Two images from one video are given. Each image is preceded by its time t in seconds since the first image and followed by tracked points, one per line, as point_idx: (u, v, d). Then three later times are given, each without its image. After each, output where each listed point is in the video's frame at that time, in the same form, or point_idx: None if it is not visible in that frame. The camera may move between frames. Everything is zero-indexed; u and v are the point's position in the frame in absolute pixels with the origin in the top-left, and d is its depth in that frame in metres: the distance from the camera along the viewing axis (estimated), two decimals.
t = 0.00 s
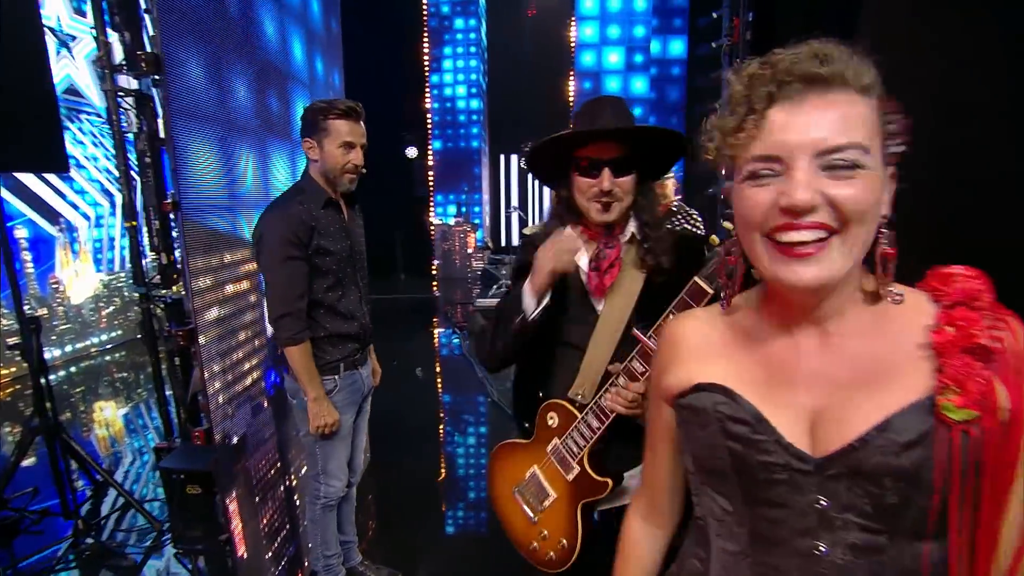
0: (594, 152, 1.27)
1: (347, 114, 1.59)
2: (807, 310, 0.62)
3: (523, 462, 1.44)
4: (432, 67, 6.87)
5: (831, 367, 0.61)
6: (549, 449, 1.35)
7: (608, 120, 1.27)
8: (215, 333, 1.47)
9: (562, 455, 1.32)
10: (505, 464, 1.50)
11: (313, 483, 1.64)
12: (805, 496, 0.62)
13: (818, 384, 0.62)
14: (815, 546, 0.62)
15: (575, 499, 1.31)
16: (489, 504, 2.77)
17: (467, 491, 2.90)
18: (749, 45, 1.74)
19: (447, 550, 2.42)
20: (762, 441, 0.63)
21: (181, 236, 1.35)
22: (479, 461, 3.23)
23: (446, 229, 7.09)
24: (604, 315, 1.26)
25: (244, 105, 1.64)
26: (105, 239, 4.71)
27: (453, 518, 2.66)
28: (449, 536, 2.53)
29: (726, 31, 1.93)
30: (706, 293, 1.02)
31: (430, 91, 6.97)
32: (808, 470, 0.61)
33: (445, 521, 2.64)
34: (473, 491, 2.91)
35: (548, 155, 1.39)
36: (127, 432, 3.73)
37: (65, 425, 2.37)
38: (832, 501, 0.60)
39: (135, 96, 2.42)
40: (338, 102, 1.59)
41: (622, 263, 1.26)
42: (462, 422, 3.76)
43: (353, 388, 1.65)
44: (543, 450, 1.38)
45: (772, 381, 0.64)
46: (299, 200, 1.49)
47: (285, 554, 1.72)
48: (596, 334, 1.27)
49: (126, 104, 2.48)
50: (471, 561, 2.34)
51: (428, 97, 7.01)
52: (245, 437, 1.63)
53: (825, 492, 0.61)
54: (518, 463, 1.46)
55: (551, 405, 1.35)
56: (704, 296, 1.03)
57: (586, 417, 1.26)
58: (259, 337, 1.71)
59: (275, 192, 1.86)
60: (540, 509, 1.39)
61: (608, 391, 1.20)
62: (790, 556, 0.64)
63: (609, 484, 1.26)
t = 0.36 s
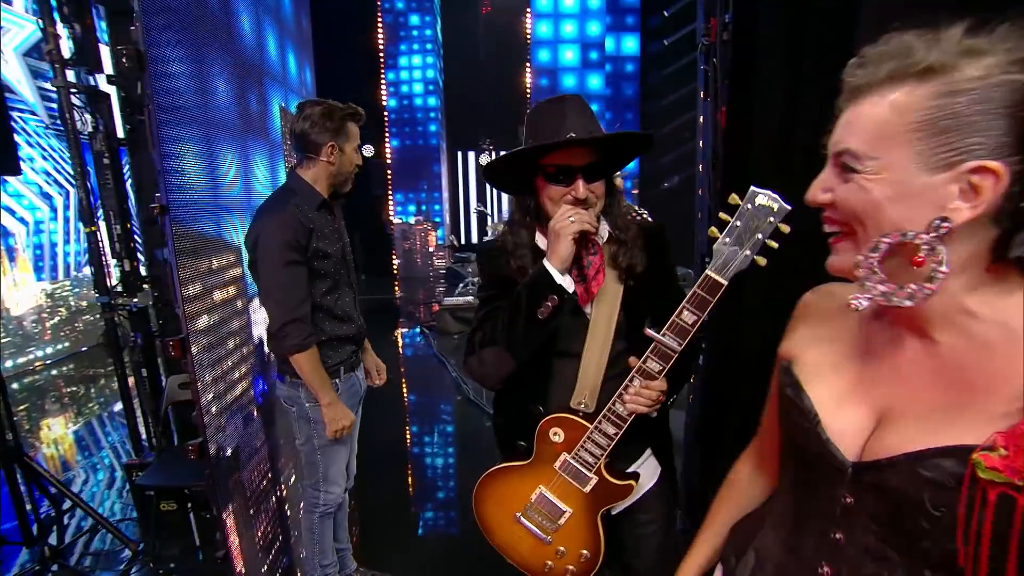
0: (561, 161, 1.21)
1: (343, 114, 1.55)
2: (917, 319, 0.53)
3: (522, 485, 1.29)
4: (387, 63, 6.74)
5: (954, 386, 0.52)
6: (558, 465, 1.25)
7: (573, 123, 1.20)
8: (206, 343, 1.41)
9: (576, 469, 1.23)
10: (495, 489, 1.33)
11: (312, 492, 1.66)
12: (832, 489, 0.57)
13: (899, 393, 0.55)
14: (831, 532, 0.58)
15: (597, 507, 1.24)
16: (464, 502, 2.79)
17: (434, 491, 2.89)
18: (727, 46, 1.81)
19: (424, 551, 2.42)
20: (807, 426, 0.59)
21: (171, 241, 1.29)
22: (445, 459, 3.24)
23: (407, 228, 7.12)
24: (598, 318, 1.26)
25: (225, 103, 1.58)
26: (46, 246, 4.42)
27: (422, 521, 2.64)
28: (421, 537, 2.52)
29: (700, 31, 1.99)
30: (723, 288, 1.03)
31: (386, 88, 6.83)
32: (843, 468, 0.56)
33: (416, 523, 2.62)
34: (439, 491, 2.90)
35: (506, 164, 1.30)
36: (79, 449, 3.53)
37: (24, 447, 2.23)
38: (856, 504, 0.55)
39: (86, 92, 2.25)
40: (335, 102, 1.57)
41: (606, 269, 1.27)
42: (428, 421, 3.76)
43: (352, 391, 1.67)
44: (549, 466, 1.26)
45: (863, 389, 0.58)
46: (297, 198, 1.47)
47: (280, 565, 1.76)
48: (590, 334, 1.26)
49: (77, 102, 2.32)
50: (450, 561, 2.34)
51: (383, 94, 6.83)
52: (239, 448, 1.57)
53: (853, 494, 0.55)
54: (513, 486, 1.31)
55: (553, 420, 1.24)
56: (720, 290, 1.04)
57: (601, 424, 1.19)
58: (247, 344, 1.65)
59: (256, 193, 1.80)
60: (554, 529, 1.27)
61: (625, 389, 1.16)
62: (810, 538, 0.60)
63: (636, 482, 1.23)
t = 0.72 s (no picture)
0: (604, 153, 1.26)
1: (342, 109, 1.65)
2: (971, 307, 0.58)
3: (552, 475, 1.36)
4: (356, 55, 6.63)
5: (980, 361, 0.59)
6: (586, 453, 1.31)
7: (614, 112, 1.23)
8: (206, 339, 1.40)
9: (603, 456, 1.29)
10: (530, 482, 1.40)
11: (310, 488, 1.66)
12: (897, 483, 0.64)
13: (949, 383, 0.60)
14: (896, 528, 0.66)
15: (625, 494, 1.29)
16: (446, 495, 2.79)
17: (409, 486, 2.89)
18: (710, 43, 1.86)
19: (409, 545, 2.41)
20: (862, 426, 0.65)
21: (171, 237, 1.27)
22: (421, 454, 3.23)
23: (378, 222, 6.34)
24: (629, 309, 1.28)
25: (218, 96, 1.56)
26: None
27: (403, 514, 2.64)
28: (405, 533, 2.51)
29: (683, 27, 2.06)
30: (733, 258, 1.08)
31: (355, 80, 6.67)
32: (905, 459, 0.63)
33: (393, 519, 2.61)
34: (414, 484, 2.91)
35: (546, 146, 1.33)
36: (43, 457, 3.40)
37: None
38: (925, 491, 0.62)
39: (55, 82, 2.18)
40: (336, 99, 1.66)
41: (645, 261, 1.28)
42: (402, 416, 3.75)
43: (347, 386, 1.70)
44: (578, 455, 1.32)
45: (913, 376, 0.63)
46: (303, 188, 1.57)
47: (279, 562, 1.75)
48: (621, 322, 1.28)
49: (46, 93, 2.24)
50: (438, 554, 2.35)
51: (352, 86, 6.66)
52: (238, 446, 1.55)
53: (919, 483, 0.62)
54: (547, 478, 1.38)
55: (578, 408, 1.30)
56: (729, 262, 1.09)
57: (624, 408, 1.24)
58: (243, 339, 1.64)
59: (248, 188, 1.78)
60: (586, 518, 1.33)
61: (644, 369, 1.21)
62: (868, 529, 0.68)
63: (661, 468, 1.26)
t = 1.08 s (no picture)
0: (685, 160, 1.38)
1: (345, 107, 1.69)
2: None
3: (605, 448, 1.65)
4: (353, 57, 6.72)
5: None
6: (627, 433, 1.54)
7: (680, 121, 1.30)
8: (220, 337, 1.41)
9: (637, 438, 1.48)
10: (594, 451, 1.72)
11: (325, 485, 1.74)
12: None
13: None
14: None
15: (650, 483, 1.44)
16: (445, 494, 2.80)
17: (410, 484, 2.91)
18: (711, 48, 1.89)
19: (410, 541, 2.42)
20: None
21: (186, 237, 1.28)
22: (414, 455, 3.23)
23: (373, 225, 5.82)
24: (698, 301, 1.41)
25: (229, 98, 1.59)
26: None
27: (392, 514, 2.63)
28: (389, 532, 2.49)
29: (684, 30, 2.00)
30: (767, 257, 1.17)
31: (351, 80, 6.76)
32: None
33: (386, 517, 2.61)
34: (414, 481, 2.93)
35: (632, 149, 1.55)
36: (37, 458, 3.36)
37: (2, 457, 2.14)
38: None
39: (58, 82, 2.19)
40: (340, 98, 1.70)
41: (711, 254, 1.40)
42: (398, 417, 3.75)
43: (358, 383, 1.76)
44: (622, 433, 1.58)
45: None
46: (314, 175, 1.62)
47: (287, 558, 1.79)
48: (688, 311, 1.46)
49: (47, 92, 2.24)
50: (440, 550, 2.36)
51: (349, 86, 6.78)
52: (249, 444, 1.56)
53: None
54: (605, 451, 1.66)
55: (629, 389, 1.55)
56: (764, 259, 1.17)
57: (660, 395, 1.40)
58: (252, 338, 1.65)
59: (255, 187, 1.79)
60: (619, 495, 1.57)
61: (679, 360, 1.33)
62: None
63: (677, 466, 1.36)
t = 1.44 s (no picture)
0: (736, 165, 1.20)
1: (360, 108, 1.70)
2: None
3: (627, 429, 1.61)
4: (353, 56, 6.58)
5: None
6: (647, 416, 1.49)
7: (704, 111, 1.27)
8: (229, 333, 1.43)
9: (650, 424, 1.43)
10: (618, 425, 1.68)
11: (333, 482, 1.76)
12: None
13: None
14: None
15: (649, 467, 1.40)
16: (445, 492, 2.81)
17: (405, 484, 2.91)
18: (715, 50, 1.90)
19: (409, 539, 2.44)
20: None
21: (197, 234, 1.30)
22: (412, 455, 3.23)
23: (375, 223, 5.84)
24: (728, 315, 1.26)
25: (238, 96, 1.60)
26: None
27: (389, 513, 2.64)
28: (390, 530, 2.50)
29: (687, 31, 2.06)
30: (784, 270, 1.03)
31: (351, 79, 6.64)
32: None
33: (384, 516, 2.61)
34: (417, 479, 2.93)
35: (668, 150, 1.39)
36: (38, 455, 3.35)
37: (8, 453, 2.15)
38: None
39: (65, 78, 2.20)
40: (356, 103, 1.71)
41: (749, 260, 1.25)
42: (395, 416, 3.75)
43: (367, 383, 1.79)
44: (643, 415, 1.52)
45: None
46: (338, 176, 1.63)
47: (291, 554, 1.80)
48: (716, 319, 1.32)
49: (52, 88, 2.24)
50: (440, 548, 2.37)
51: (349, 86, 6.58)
52: (255, 439, 1.57)
53: None
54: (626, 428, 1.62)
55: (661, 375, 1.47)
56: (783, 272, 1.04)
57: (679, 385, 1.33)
58: (260, 334, 1.67)
59: (261, 184, 1.80)
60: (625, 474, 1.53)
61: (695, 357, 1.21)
62: None
63: (673, 452, 1.32)
